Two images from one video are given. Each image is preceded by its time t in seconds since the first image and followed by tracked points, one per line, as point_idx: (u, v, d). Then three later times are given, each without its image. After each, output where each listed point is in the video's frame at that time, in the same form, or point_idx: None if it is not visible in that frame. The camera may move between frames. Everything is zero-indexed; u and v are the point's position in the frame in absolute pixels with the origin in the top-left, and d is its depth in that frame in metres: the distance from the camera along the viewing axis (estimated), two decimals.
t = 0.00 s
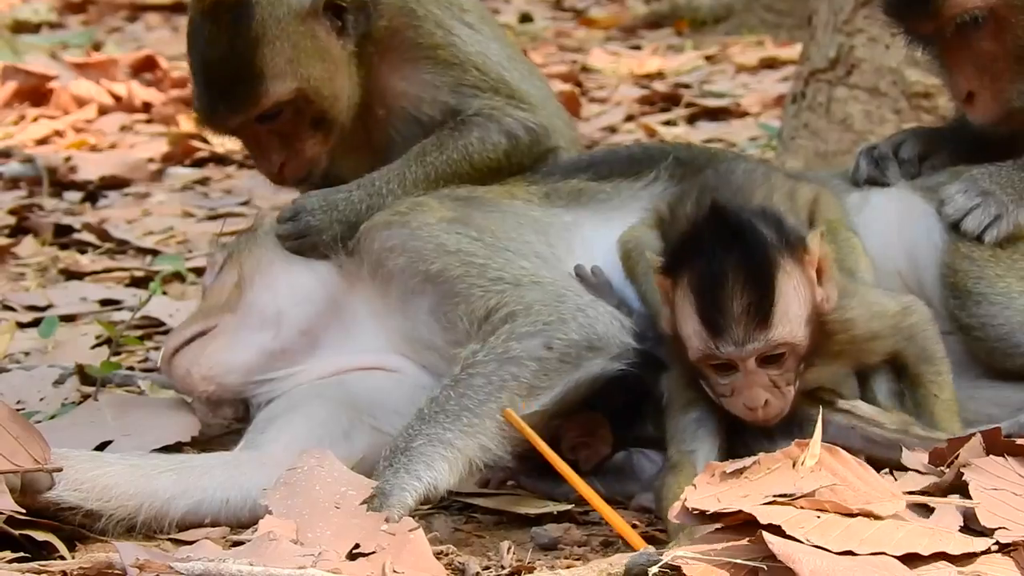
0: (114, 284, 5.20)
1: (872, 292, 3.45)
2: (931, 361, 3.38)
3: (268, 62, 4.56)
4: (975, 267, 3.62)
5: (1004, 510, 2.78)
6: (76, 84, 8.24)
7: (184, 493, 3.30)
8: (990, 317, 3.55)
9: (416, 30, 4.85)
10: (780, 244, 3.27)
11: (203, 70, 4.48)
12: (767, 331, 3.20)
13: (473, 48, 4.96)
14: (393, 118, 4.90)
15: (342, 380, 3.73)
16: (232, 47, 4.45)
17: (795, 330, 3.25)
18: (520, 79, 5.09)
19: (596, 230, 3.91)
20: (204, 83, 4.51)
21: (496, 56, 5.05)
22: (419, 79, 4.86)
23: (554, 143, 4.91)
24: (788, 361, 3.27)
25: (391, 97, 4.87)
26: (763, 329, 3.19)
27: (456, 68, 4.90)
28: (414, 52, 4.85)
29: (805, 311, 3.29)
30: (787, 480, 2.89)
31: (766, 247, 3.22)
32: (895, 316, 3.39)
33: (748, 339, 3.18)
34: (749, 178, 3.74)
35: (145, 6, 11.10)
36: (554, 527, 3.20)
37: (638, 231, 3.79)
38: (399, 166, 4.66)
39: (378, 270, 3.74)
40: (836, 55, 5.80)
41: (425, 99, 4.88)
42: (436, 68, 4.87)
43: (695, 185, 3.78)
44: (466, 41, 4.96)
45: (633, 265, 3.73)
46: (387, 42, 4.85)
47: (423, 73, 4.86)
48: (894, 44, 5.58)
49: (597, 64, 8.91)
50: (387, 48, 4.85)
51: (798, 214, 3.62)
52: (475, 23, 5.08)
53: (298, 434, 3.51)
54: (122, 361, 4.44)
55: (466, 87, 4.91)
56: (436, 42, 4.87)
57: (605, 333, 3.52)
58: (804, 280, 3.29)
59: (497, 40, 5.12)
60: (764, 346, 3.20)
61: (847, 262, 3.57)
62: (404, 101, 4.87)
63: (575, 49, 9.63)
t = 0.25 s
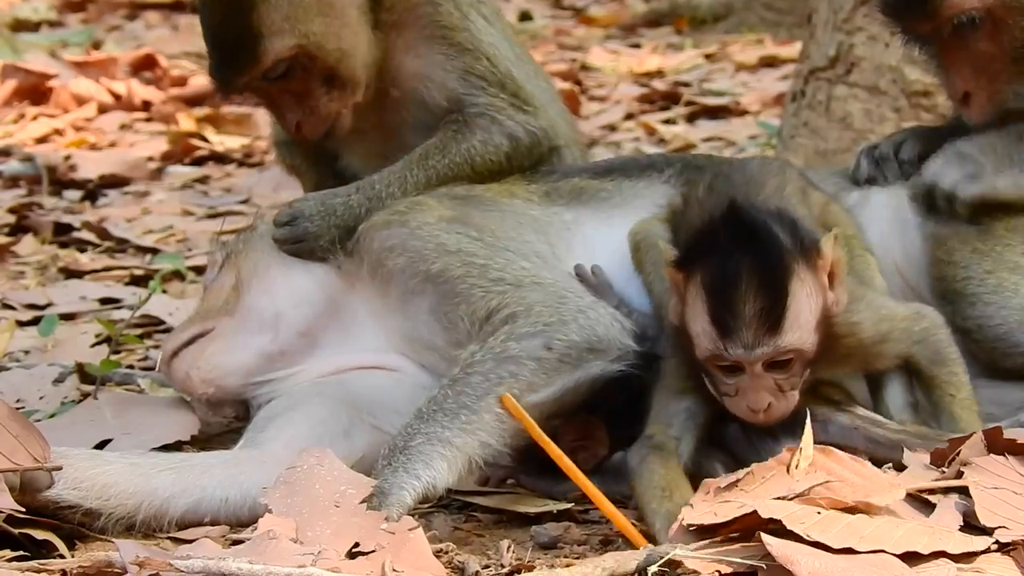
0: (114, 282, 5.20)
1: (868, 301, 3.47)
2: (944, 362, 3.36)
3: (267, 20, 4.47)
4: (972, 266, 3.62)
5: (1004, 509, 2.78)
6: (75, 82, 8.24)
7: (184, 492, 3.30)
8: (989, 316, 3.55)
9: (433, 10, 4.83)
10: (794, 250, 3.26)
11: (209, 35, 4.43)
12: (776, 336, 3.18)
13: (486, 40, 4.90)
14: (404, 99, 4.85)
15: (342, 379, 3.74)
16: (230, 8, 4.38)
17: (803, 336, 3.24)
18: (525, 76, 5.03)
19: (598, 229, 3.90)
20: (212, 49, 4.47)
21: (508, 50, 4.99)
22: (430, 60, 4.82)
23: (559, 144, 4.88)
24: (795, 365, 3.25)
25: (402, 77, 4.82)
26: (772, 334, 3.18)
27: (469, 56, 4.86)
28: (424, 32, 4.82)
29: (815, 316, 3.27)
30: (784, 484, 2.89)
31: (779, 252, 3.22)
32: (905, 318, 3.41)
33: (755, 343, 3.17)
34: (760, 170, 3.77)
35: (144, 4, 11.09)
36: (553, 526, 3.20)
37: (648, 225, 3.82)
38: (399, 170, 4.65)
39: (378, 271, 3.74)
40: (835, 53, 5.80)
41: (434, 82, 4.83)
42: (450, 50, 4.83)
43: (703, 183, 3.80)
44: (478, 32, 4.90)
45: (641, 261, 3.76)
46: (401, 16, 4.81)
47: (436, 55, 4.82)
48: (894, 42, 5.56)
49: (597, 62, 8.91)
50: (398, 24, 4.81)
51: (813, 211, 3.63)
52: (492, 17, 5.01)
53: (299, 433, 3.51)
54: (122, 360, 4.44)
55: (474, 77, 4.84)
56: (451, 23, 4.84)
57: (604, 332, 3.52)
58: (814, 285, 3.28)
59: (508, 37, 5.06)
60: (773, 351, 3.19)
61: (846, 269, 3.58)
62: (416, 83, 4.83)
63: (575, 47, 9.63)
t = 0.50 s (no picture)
0: (113, 281, 5.20)
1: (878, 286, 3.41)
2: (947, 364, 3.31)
3: None
4: (970, 266, 3.61)
5: (1002, 510, 2.79)
6: (75, 80, 8.24)
7: (182, 490, 3.30)
8: (989, 316, 3.55)
9: (428, 3, 4.63)
10: (818, 238, 3.19)
11: None
12: (787, 327, 3.13)
13: (487, 32, 4.76)
14: (397, 91, 4.69)
15: (341, 378, 3.74)
16: None
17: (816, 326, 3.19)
18: (532, 72, 4.95)
19: (597, 228, 3.90)
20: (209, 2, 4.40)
21: (511, 45, 4.88)
22: (427, 56, 4.66)
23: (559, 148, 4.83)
24: (803, 355, 3.21)
25: (396, 65, 4.64)
26: (782, 324, 3.13)
27: (469, 52, 4.71)
28: (420, 24, 4.63)
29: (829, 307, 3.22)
30: (779, 488, 2.90)
31: (802, 241, 3.15)
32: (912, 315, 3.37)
33: (762, 331, 3.13)
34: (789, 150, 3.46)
35: (144, 2, 11.09)
36: (552, 524, 3.20)
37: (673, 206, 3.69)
38: (400, 167, 4.57)
39: (377, 271, 3.74)
40: (835, 53, 5.80)
41: (431, 76, 4.68)
42: (446, 46, 4.67)
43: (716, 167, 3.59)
44: (479, 23, 4.75)
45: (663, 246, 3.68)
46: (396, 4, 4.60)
47: (430, 48, 4.66)
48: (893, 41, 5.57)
49: (596, 61, 8.91)
50: (396, 13, 4.61)
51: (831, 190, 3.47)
52: (496, 13, 4.90)
53: (298, 432, 3.52)
54: (121, 358, 4.44)
55: (475, 74, 4.71)
56: (448, 18, 4.67)
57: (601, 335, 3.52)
58: (832, 277, 3.22)
59: (513, 32, 4.96)
60: (782, 341, 3.14)
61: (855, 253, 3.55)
62: (412, 75, 4.66)
63: (575, 46, 9.63)
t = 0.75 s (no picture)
0: (112, 278, 5.20)
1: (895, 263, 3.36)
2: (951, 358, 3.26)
3: None
4: (970, 265, 3.61)
5: (1001, 510, 2.79)
6: (74, 78, 8.24)
7: (181, 488, 3.30)
8: (988, 316, 3.54)
9: (425, 5, 4.63)
10: (827, 204, 3.13)
11: None
12: (789, 296, 3.13)
13: (484, 34, 4.78)
14: (394, 92, 4.70)
15: (339, 376, 3.74)
16: None
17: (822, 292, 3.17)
18: (531, 74, 4.96)
19: (594, 227, 3.91)
20: None
21: (510, 47, 4.89)
22: (423, 58, 4.68)
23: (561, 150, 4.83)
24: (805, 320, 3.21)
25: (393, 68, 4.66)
26: (784, 292, 3.12)
27: (465, 54, 4.72)
28: (416, 28, 4.64)
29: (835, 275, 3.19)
30: (777, 487, 2.90)
31: (811, 208, 3.11)
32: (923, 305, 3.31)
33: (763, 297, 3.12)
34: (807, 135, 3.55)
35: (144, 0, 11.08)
36: (550, 523, 3.19)
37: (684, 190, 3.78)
38: (398, 164, 4.58)
39: (376, 269, 3.74)
40: (835, 52, 5.80)
41: (428, 79, 4.71)
42: (441, 49, 4.68)
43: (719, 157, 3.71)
44: (475, 26, 4.75)
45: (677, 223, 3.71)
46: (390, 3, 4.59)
47: (427, 50, 4.67)
48: (893, 40, 5.59)
49: (596, 60, 8.91)
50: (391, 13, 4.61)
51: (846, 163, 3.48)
52: (496, 15, 4.89)
53: (296, 430, 3.52)
54: (119, 355, 4.44)
55: (473, 76, 4.74)
56: (444, 21, 4.67)
57: (600, 336, 3.52)
58: (840, 245, 3.19)
59: (514, 35, 4.96)
60: (782, 309, 3.14)
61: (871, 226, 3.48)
62: (409, 78, 4.68)
63: (575, 45, 9.62)
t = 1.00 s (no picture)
0: (111, 275, 5.20)
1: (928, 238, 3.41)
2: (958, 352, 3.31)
3: None
4: (969, 264, 3.61)
5: (1000, 509, 2.79)
6: (74, 75, 8.24)
7: (180, 485, 3.30)
8: (988, 315, 3.55)
9: (427, 10, 4.68)
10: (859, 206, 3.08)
11: None
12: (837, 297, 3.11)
13: (478, 42, 4.79)
14: (393, 93, 4.73)
15: (338, 373, 3.75)
16: None
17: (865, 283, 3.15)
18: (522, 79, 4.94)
19: (596, 226, 3.91)
20: None
21: (500, 52, 4.88)
22: (422, 62, 4.70)
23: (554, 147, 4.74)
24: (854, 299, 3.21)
25: (391, 74, 4.70)
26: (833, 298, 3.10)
27: (461, 61, 4.75)
28: (413, 33, 4.69)
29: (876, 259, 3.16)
30: (777, 486, 2.91)
31: (846, 215, 3.07)
32: (942, 289, 3.37)
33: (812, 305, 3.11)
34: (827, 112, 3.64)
35: None
36: (549, 521, 3.20)
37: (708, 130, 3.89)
38: (393, 163, 4.57)
39: (375, 267, 3.74)
40: (835, 50, 5.80)
41: (425, 85, 4.73)
42: (441, 54, 4.71)
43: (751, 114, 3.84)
44: (471, 35, 4.79)
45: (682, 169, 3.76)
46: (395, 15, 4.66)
47: (427, 57, 4.70)
48: (893, 39, 5.59)
49: (596, 58, 8.91)
50: (389, 22, 4.66)
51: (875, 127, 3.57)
52: (488, 20, 4.90)
53: (295, 427, 3.52)
54: (119, 352, 4.44)
55: (468, 83, 4.75)
56: (444, 27, 4.72)
57: (599, 335, 3.50)
58: (877, 232, 3.14)
59: (504, 39, 4.96)
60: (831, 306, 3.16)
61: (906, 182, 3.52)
62: (406, 82, 4.72)
63: (574, 43, 9.62)
